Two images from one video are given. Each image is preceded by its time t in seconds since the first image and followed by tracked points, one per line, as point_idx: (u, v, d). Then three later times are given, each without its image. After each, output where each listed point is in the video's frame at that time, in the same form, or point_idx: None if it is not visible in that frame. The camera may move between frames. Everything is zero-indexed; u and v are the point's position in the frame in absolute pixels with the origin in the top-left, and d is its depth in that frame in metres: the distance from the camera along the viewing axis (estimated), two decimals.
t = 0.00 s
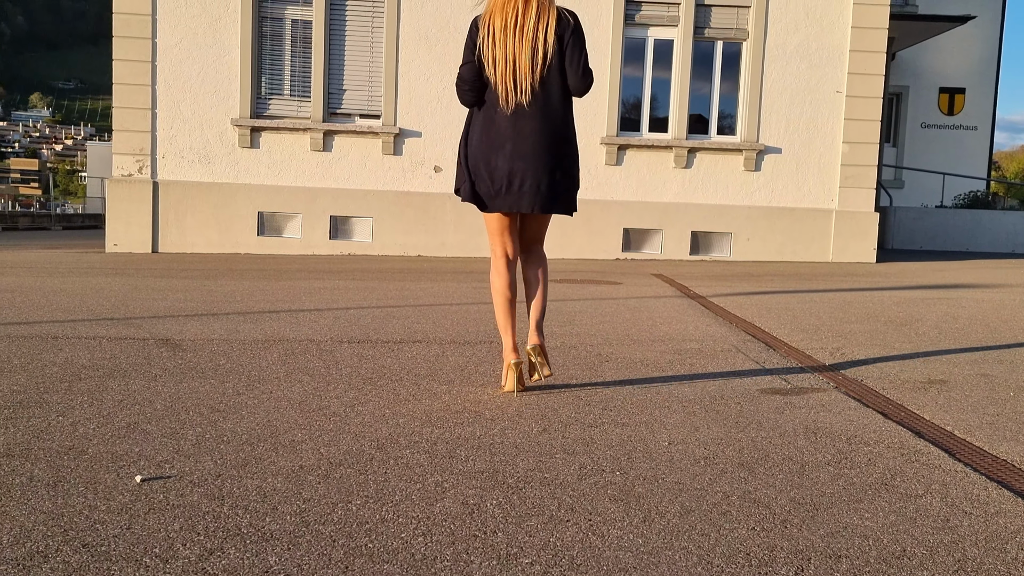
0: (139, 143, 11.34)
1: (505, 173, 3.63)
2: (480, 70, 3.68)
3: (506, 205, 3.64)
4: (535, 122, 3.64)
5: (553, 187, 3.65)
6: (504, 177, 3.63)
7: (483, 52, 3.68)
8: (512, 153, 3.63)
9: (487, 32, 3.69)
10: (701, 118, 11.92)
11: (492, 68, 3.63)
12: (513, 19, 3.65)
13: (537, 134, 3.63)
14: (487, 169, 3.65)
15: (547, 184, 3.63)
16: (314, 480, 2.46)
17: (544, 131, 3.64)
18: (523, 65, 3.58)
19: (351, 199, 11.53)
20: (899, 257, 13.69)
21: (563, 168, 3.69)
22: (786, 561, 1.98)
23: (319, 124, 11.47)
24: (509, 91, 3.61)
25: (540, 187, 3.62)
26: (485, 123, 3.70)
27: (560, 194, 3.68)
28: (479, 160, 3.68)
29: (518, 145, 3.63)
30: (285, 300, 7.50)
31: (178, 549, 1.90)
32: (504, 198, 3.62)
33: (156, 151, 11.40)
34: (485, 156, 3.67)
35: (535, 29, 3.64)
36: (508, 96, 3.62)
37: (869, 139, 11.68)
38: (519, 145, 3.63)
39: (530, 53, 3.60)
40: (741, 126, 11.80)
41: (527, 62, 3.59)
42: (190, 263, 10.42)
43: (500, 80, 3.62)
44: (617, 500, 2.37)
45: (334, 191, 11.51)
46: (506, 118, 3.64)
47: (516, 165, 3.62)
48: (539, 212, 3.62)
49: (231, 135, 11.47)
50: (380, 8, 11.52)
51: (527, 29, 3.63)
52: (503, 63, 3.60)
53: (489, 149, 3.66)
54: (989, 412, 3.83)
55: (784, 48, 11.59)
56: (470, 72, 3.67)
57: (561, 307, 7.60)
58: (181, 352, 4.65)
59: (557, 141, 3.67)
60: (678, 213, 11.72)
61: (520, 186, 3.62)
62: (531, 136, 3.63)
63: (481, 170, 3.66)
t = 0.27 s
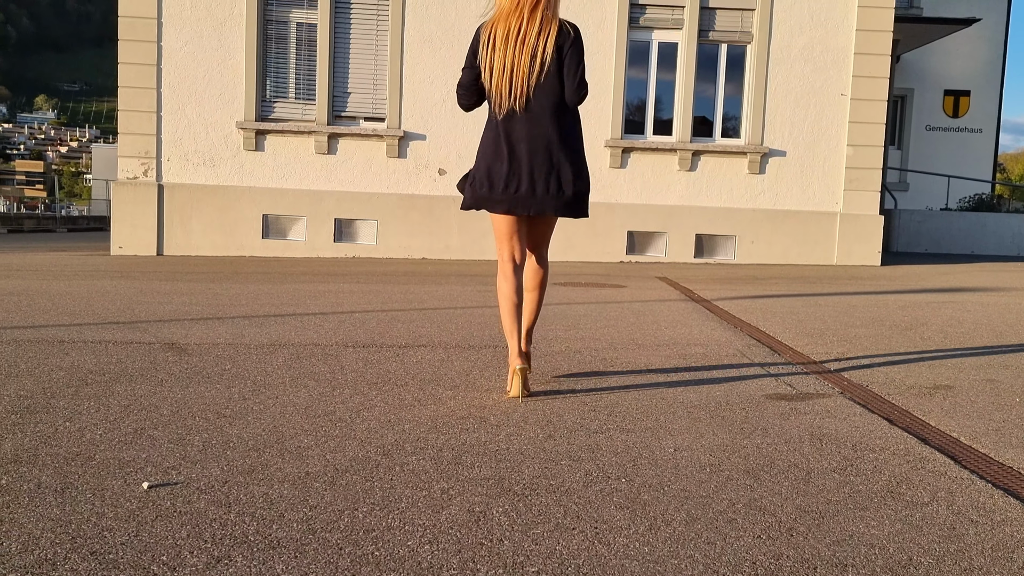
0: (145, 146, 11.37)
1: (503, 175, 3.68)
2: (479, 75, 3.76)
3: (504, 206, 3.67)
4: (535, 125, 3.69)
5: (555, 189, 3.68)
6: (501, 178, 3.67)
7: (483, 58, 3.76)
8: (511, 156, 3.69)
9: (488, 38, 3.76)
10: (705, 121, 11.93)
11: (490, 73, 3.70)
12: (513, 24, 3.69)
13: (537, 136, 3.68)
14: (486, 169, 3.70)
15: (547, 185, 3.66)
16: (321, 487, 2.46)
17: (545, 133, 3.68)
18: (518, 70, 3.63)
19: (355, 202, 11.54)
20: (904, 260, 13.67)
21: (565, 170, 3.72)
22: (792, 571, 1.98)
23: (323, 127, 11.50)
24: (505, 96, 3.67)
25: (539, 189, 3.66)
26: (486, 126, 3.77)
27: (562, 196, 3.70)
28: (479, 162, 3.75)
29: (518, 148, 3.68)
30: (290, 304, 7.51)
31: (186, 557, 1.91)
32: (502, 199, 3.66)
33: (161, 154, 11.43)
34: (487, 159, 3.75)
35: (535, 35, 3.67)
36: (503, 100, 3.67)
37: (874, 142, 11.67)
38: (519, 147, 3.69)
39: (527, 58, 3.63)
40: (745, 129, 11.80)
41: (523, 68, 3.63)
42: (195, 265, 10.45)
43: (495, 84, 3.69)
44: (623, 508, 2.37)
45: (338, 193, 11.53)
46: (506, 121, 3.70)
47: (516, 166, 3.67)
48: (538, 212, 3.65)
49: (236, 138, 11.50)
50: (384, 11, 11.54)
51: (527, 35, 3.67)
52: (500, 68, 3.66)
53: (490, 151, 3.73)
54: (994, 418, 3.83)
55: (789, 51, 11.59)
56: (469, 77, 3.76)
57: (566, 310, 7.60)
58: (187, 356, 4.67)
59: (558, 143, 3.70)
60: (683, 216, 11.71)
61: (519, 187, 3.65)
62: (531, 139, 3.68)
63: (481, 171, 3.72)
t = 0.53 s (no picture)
0: (149, 150, 11.39)
1: (504, 188, 3.82)
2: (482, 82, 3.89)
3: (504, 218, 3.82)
4: (536, 141, 3.82)
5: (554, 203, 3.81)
6: (501, 191, 3.82)
7: (487, 65, 3.89)
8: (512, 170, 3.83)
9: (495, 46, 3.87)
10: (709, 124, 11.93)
11: (493, 83, 3.84)
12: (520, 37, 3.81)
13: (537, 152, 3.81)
14: (488, 183, 3.86)
15: (545, 200, 3.79)
16: (326, 494, 2.47)
17: (544, 149, 3.81)
18: (522, 85, 3.77)
19: (359, 205, 11.55)
20: (907, 263, 13.65)
21: (564, 184, 3.84)
22: None
23: (327, 130, 11.51)
24: (506, 108, 3.81)
25: (537, 203, 3.79)
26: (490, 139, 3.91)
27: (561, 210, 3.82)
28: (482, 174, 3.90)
29: (519, 162, 3.83)
30: (294, 308, 7.52)
31: (192, 565, 1.92)
32: (502, 212, 3.80)
33: (165, 158, 11.45)
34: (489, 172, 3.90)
35: (540, 50, 3.78)
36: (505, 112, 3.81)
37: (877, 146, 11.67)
38: (520, 161, 3.83)
39: (531, 74, 3.76)
40: (749, 132, 11.80)
41: (527, 84, 3.77)
42: (199, 269, 10.46)
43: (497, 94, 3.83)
44: (627, 515, 2.37)
45: (342, 197, 11.54)
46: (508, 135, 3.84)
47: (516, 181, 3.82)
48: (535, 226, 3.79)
49: (240, 142, 11.52)
50: (388, 15, 11.56)
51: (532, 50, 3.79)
52: (503, 82, 3.80)
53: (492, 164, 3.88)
54: (998, 425, 3.82)
55: (792, 54, 11.60)
56: (472, 83, 3.90)
57: (569, 315, 7.60)
58: (191, 361, 4.67)
59: (558, 159, 3.82)
60: (686, 219, 11.71)
61: (518, 201, 3.80)
62: (532, 154, 3.82)
63: (484, 183, 3.87)
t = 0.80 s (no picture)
0: (153, 153, 11.41)
1: (505, 200, 3.87)
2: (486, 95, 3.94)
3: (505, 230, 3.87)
4: (539, 154, 3.87)
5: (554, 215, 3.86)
6: (503, 204, 3.86)
7: (493, 79, 3.95)
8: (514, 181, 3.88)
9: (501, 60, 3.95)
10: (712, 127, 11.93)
11: (498, 95, 3.89)
12: (526, 52, 3.89)
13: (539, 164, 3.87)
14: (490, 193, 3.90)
15: (547, 214, 3.84)
16: (330, 501, 2.47)
17: (547, 163, 3.86)
18: (530, 96, 3.83)
19: (362, 209, 11.56)
20: (911, 265, 13.64)
21: (565, 198, 3.90)
22: None
23: (330, 134, 11.53)
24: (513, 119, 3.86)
25: (538, 216, 3.84)
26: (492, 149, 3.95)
27: (561, 222, 3.89)
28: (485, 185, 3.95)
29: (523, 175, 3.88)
30: (298, 312, 7.52)
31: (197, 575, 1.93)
32: (503, 223, 3.85)
33: (169, 162, 11.48)
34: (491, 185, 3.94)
35: (547, 64, 3.87)
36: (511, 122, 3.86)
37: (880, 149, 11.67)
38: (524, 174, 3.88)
39: (539, 87, 3.83)
40: (752, 135, 11.80)
41: (533, 98, 3.83)
42: (203, 272, 10.48)
43: (503, 105, 3.89)
44: (631, 523, 2.38)
45: (345, 200, 11.55)
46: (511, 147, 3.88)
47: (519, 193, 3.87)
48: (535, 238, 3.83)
49: (244, 145, 11.54)
50: (391, 18, 11.58)
51: (537, 64, 3.88)
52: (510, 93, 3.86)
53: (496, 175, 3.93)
54: (1002, 430, 3.82)
55: (795, 57, 11.60)
56: (478, 97, 3.95)
57: (572, 319, 7.61)
58: (196, 366, 4.69)
59: (559, 173, 3.88)
60: (689, 222, 11.71)
61: (519, 213, 3.85)
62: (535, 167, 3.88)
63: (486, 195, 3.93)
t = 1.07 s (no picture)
0: (158, 160, 11.44)
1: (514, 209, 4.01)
2: (495, 106, 4.06)
3: (512, 238, 4.02)
4: (547, 163, 4.01)
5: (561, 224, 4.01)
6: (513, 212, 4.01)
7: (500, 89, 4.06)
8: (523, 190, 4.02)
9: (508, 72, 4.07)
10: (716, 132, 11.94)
11: (507, 106, 4.01)
12: (534, 64, 4.02)
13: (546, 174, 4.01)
14: (499, 202, 4.04)
15: (554, 221, 3.99)
16: (335, 512, 2.48)
17: (554, 172, 4.00)
18: (539, 107, 3.96)
19: (367, 214, 11.58)
20: (916, 270, 13.62)
21: (571, 206, 4.05)
22: None
23: (335, 140, 11.55)
24: (523, 129, 3.99)
25: (546, 223, 3.99)
26: (500, 159, 4.07)
27: (566, 229, 4.04)
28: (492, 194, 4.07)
29: (531, 184, 4.01)
30: (303, 319, 7.53)
31: None
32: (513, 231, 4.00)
33: (175, 168, 11.51)
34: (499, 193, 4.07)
35: (554, 76, 4.01)
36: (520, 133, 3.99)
37: (885, 154, 11.66)
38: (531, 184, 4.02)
39: (548, 98, 3.97)
40: (756, 140, 11.80)
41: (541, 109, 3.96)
42: (208, 278, 10.51)
43: (513, 116, 4.01)
44: (636, 534, 2.39)
45: (350, 206, 11.57)
46: (520, 157, 4.01)
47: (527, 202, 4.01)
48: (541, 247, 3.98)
49: (248, 151, 11.57)
50: (396, 24, 11.61)
51: (544, 76, 4.01)
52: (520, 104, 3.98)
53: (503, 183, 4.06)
54: (1008, 439, 3.81)
55: (799, 62, 11.60)
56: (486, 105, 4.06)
57: (577, 325, 7.61)
58: (201, 374, 4.70)
59: (565, 182, 4.03)
60: (693, 227, 11.71)
61: (527, 220, 4.00)
62: (542, 176, 4.01)
63: (494, 203, 4.06)
